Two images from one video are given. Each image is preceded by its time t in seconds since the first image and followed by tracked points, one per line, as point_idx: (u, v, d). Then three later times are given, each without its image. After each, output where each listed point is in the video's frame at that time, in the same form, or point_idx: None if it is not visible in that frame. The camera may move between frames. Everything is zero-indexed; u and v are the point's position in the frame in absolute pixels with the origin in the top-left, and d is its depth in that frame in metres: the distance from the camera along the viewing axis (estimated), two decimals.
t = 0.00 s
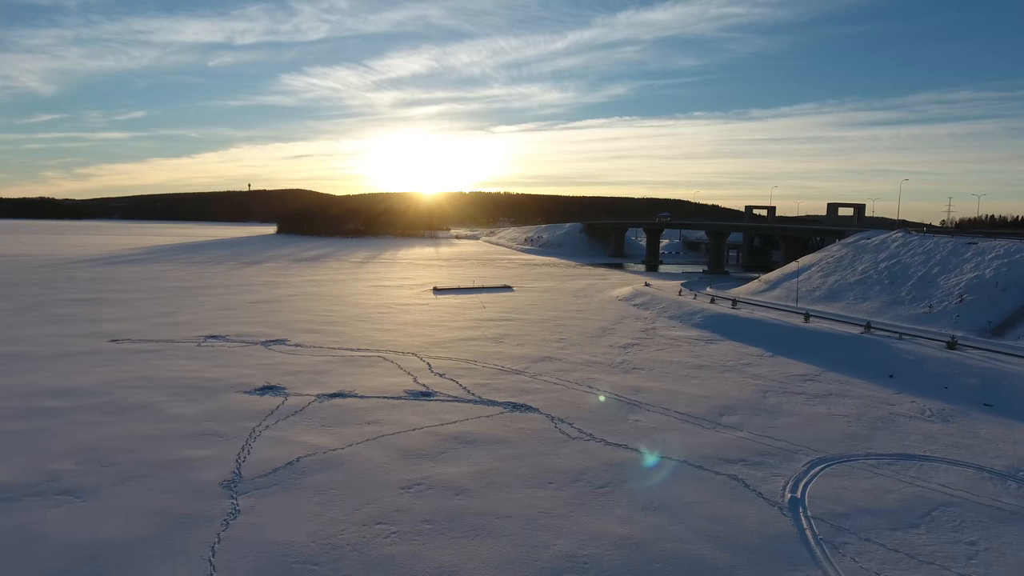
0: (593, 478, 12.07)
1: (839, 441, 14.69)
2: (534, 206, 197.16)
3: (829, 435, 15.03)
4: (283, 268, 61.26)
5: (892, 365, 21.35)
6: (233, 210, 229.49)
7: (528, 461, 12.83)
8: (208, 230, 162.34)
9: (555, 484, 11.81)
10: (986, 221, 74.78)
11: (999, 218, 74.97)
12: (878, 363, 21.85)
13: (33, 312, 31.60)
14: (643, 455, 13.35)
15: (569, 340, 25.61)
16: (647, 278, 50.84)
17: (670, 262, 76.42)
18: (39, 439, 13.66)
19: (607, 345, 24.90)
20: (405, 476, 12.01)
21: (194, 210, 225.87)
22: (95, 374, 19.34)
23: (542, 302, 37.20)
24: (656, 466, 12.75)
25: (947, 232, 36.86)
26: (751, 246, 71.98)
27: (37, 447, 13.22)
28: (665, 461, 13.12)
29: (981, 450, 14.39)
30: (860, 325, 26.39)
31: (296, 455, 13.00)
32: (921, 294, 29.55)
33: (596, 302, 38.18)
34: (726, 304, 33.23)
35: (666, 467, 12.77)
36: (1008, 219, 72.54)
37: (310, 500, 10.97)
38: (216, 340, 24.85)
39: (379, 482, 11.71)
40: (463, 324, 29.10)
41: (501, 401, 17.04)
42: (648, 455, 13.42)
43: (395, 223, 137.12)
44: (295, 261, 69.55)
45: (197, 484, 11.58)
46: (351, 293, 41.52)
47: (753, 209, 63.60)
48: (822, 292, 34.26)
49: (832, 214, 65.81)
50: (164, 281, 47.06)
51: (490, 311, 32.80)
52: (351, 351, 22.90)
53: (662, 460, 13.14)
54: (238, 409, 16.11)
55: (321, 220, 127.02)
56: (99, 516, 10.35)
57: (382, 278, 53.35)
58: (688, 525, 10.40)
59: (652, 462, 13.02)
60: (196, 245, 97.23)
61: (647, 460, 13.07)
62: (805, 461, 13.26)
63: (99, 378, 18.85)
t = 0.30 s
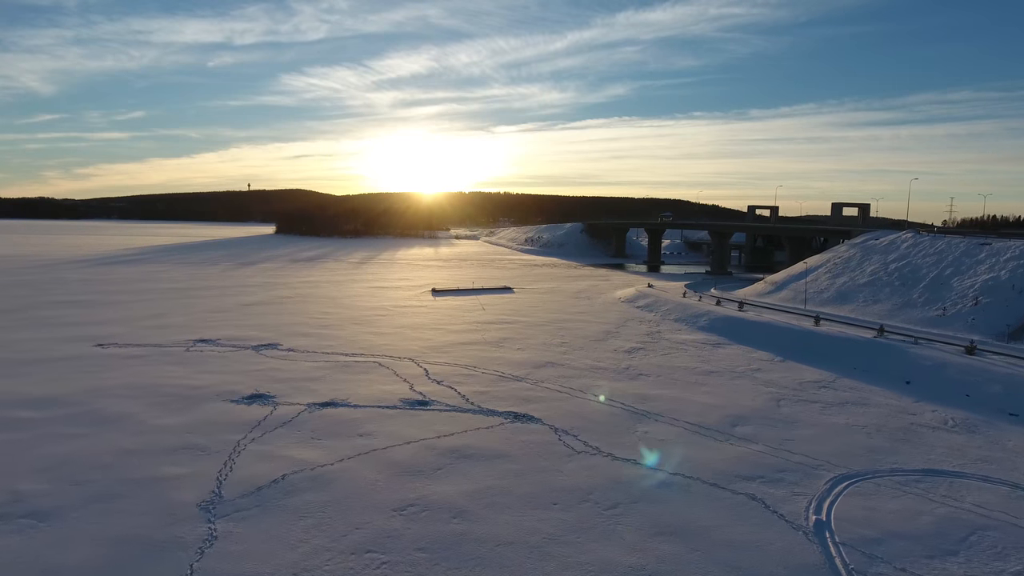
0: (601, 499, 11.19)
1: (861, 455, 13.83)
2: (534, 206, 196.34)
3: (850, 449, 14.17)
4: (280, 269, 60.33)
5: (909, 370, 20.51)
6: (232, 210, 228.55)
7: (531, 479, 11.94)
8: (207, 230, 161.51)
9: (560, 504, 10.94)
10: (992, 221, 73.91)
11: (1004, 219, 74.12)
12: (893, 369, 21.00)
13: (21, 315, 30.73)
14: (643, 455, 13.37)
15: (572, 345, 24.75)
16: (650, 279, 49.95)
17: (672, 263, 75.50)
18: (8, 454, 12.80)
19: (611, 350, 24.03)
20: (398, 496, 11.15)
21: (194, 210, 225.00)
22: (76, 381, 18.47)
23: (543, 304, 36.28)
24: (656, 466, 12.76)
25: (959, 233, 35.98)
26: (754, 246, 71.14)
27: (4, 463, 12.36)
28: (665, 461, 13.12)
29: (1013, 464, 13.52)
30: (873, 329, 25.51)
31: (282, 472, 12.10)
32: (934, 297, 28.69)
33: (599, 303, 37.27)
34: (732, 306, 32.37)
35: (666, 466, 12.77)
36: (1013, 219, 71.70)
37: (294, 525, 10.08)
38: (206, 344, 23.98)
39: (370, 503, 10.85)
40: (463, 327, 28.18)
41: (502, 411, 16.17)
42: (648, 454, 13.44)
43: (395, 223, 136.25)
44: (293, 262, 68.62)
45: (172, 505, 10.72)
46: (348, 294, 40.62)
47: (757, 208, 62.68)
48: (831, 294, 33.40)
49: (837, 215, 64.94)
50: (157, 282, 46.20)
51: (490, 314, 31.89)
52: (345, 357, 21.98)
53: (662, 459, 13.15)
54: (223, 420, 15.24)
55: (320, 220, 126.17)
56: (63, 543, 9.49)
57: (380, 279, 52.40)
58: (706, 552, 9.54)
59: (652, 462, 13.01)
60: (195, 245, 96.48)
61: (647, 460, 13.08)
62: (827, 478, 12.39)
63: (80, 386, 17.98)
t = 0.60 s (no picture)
0: (610, 523, 10.30)
1: (886, 471, 12.96)
2: (533, 206, 195.53)
3: (872, 463, 13.30)
4: (277, 269, 59.39)
5: (927, 377, 19.60)
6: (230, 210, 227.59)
7: (533, 500, 11.04)
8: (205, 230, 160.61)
9: (566, 529, 10.06)
10: (997, 221, 73.09)
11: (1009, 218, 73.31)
12: (910, 375, 20.13)
13: (6, 318, 29.82)
14: (644, 456, 13.37)
15: (574, 349, 23.88)
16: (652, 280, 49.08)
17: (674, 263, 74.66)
18: None
19: (616, 355, 23.14)
20: (389, 520, 10.25)
21: (193, 210, 224.20)
22: (55, 390, 17.57)
23: (544, 306, 35.40)
24: (655, 466, 12.75)
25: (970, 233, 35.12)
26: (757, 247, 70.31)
27: None
28: (665, 461, 13.12)
29: None
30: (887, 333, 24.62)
31: (265, 491, 11.21)
32: (947, 299, 27.82)
33: (601, 306, 36.39)
34: (739, 308, 31.50)
35: (666, 467, 12.76)
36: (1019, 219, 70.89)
37: (274, 554, 9.18)
38: (194, 349, 23.07)
39: (359, 528, 9.97)
40: (461, 330, 27.29)
41: (503, 422, 15.29)
42: (648, 455, 13.44)
43: (394, 223, 135.40)
44: (290, 263, 67.77)
45: (143, 531, 9.83)
46: (344, 296, 39.72)
47: (760, 208, 61.82)
48: (839, 296, 32.54)
49: (841, 215, 64.11)
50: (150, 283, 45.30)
51: (490, 316, 30.98)
52: (338, 362, 21.08)
53: (662, 460, 13.13)
54: (206, 432, 14.35)
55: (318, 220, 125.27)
56: None
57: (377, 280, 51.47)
58: None
59: (652, 462, 13.01)
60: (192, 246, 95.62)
61: (647, 460, 13.08)
62: (852, 498, 11.52)
63: (58, 395, 17.08)
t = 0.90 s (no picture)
0: (622, 551, 9.45)
1: (914, 490, 12.09)
2: (534, 206, 194.73)
3: (899, 481, 12.43)
4: (274, 270, 58.59)
5: (947, 384, 18.73)
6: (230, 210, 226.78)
7: (536, 524, 10.18)
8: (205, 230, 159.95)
9: (574, 558, 9.22)
10: (1003, 221, 72.28)
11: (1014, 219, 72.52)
12: (929, 381, 19.27)
13: None
14: (643, 455, 13.39)
15: (577, 354, 23.03)
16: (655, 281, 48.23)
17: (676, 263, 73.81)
18: None
19: (621, 360, 22.29)
20: (380, 548, 9.39)
21: (192, 210, 223.40)
22: (32, 399, 16.71)
23: (546, 308, 34.51)
24: (655, 466, 12.78)
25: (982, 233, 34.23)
26: (760, 247, 69.46)
27: None
28: (665, 461, 13.13)
29: None
30: (902, 337, 23.73)
31: (247, 514, 10.34)
32: (962, 302, 26.96)
33: (604, 308, 35.50)
34: (746, 310, 30.64)
35: (665, 467, 12.78)
36: None
37: None
38: (183, 354, 22.22)
39: (347, 558, 9.11)
40: (460, 334, 26.43)
41: (504, 434, 14.44)
42: (648, 455, 13.44)
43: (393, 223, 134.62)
44: (288, 263, 67.01)
45: (111, 561, 8.98)
46: (341, 297, 38.89)
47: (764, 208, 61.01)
48: (849, 298, 31.68)
49: (845, 215, 63.26)
50: (143, 284, 44.45)
51: (490, 319, 30.11)
52: (332, 369, 20.20)
53: (662, 460, 13.14)
54: (188, 447, 13.48)
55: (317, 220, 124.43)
56: None
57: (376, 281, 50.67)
58: None
59: (652, 462, 13.03)
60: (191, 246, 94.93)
61: (647, 460, 13.10)
62: (881, 521, 10.67)
63: (36, 404, 16.24)
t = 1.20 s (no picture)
0: None
1: (947, 510, 11.21)
2: (534, 207, 193.86)
3: (929, 501, 11.56)
4: (271, 271, 57.74)
5: (969, 392, 17.88)
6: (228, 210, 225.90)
7: (540, 552, 9.31)
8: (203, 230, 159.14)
9: None
10: (1009, 222, 71.34)
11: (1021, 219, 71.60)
12: (950, 389, 18.39)
13: None
14: (644, 455, 13.34)
15: (581, 359, 22.16)
16: (658, 283, 47.34)
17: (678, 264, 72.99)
18: None
19: (626, 366, 21.41)
20: None
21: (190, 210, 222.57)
22: (8, 408, 15.87)
23: (547, 310, 33.61)
24: (655, 466, 12.73)
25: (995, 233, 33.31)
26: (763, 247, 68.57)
27: None
28: (665, 461, 13.08)
29: None
30: (918, 342, 22.84)
31: (224, 541, 9.49)
32: (978, 305, 26.07)
33: (607, 310, 34.63)
34: (753, 313, 29.79)
35: (666, 467, 12.73)
36: None
37: None
38: (171, 359, 21.37)
39: None
40: (459, 338, 25.54)
41: (505, 448, 13.57)
42: (648, 455, 13.39)
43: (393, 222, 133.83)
44: (285, 264, 66.05)
45: None
46: (337, 299, 38.00)
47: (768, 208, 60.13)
48: (859, 301, 30.80)
49: (850, 215, 62.34)
50: (137, 285, 43.59)
51: (490, 322, 29.21)
52: (324, 375, 19.29)
53: (662, 460, 13.10)
54: (168, 462, 12.63)
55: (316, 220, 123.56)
56: None
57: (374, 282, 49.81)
58: None
59: (652, 462, 12.98)
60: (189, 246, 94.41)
61: (647, 460, 13.06)
62: (915, 548, 9.80)
63: (11, 415, 15.40)
